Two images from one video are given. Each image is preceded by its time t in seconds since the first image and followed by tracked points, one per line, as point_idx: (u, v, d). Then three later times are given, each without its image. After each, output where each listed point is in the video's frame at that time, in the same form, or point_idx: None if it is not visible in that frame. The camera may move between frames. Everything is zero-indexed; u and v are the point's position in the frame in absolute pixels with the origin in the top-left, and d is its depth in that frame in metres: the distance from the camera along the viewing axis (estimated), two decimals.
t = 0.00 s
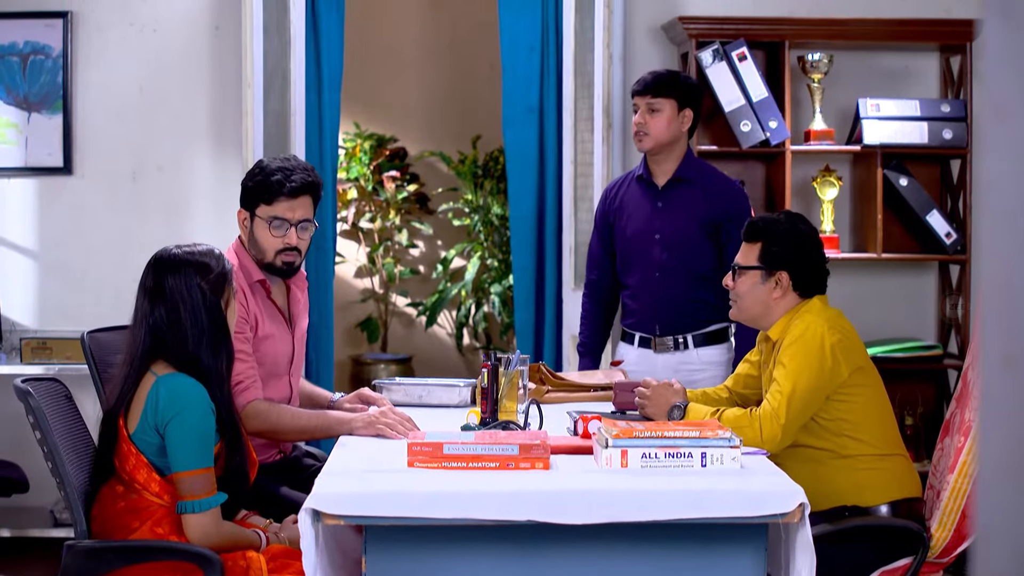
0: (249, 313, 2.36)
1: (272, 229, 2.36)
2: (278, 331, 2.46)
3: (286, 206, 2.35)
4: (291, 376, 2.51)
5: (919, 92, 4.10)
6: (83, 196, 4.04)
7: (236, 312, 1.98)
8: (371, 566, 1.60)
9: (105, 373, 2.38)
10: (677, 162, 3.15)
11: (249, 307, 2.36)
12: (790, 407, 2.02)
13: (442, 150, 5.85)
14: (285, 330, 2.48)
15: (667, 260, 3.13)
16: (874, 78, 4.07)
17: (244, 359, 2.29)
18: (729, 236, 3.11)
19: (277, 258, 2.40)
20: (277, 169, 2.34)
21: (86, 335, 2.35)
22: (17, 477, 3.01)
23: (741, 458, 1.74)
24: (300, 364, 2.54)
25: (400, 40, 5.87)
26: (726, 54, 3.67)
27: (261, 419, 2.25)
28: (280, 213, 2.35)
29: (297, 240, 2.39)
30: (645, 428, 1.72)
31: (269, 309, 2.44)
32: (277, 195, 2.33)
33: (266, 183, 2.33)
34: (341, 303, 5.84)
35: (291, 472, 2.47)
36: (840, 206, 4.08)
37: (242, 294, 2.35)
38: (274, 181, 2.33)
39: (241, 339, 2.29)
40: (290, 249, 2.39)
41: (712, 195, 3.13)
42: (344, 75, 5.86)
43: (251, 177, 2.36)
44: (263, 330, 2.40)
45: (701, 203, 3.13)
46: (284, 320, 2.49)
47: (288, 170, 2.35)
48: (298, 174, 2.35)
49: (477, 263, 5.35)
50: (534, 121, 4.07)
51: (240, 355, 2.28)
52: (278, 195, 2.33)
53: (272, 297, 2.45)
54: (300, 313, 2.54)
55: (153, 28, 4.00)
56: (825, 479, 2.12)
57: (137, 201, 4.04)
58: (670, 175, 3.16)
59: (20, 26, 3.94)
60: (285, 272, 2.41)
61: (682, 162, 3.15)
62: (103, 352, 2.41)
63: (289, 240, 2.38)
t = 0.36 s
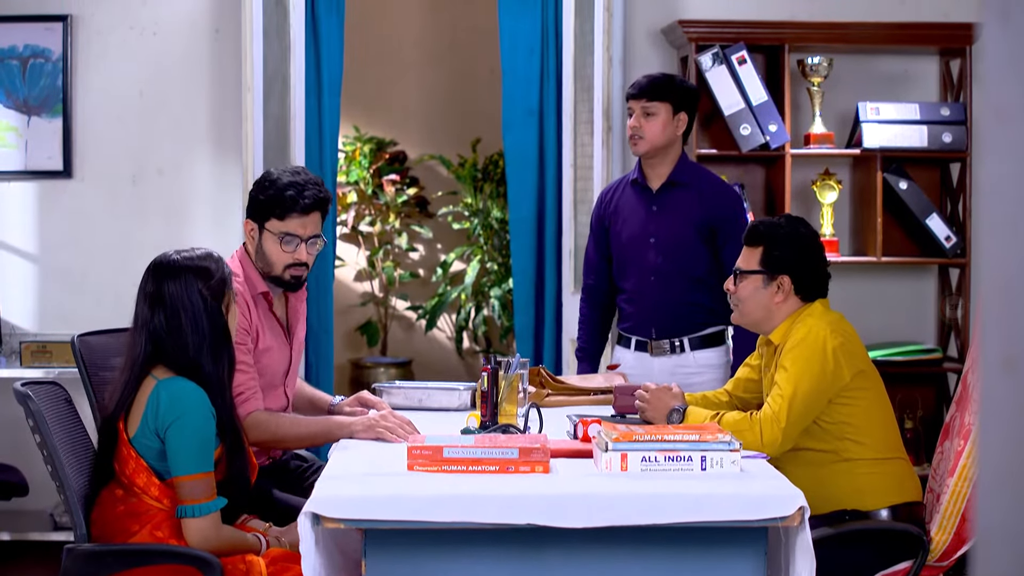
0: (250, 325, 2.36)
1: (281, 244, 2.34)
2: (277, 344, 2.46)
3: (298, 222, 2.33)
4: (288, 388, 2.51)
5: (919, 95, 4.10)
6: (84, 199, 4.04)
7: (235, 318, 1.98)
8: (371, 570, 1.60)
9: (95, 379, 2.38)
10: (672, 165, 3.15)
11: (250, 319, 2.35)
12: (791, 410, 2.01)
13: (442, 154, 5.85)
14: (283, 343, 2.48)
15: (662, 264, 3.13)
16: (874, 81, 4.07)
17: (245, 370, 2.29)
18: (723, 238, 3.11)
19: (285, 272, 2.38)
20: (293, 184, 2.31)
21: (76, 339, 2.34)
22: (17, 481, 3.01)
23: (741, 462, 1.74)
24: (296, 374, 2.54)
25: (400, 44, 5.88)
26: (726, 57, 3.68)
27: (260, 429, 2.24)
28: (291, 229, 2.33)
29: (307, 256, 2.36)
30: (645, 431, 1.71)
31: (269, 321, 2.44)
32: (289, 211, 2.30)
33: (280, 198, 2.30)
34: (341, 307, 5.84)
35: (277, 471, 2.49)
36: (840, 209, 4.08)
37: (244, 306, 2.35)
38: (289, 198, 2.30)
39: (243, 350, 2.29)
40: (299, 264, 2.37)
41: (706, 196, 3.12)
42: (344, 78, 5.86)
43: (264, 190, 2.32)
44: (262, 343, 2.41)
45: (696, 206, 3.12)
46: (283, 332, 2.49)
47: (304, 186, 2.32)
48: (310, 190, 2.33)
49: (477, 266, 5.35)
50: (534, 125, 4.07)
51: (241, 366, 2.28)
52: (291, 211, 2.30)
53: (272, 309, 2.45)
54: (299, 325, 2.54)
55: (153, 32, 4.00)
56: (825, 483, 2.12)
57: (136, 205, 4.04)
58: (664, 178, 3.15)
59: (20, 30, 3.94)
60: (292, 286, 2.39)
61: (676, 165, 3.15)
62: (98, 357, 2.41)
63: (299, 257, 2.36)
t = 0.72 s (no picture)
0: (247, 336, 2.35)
1: (293, 265, 2.31)
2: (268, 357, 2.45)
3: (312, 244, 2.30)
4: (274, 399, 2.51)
5: (918, 99, 4.10)
6: (83, 203, 4.05)
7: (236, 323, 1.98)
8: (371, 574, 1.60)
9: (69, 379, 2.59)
10: (668, 170, 3.15)
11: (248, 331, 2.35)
12: (791, 414, 2.01)
13: (442, 158, 5.86)
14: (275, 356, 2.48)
15: (660, 267, 3.13)
16: (874, 85, 4.07)
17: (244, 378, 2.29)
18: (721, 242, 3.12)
19: (291, 291, 2.36)
20: (313, 207, 2.28)
21: (53, 341, 2.57)
22: (17, 484, 3.01)
23: (740, 466, 1.74)
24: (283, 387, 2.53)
25: (400, 48, 5.89)
26: (726, 61, 3.68)
27: (261, 434, 2.24)
28: (305, 252, 2.30)
29: (315, 279, 2.34)
30: (645, 435, 1.71)
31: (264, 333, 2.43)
32: (307, 233, 2.27)
33: (299, 220, 2.26)
34: (341, 310, 5.84)
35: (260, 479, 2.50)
36: (839, 213, 4.08)
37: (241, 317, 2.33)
38: (308, 220, 2.27)
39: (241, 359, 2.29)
40: (306, 285, 2.35)
41: (704, 198, 3.13)
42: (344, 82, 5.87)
43: (282, 209, 2.28)
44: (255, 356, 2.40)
45: (693, 209, 3.13)
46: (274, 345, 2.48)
47: (323, 210, 2.29)
48: (328, 214, 2.30)
49: (476, 270, 5.35)
50: (534, 129, 4.05)
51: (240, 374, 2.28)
52: (309, 234, 2.27)
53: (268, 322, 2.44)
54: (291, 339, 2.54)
55: (153, 36, 4.00)
56: (825, 487, 2.12)
57: (136, 208, 4.04)
58: (660, 183, 3.15)
59: (20, 34, 3.95)
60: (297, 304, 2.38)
61: (672, 169, 3.15)
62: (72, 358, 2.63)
63: (308, 278, 2.33)
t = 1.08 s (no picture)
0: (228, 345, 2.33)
1: (257, 278, 2.29)
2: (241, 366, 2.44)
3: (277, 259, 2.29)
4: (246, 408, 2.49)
5: (918, 104, 4.11)
6: (83, 208, 4.05)
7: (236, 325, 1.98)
8: None
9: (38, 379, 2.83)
10: (656, 173, 3.16)
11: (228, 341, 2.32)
12: (791, 419, 2.01)
13: (442, 162, 5.86)
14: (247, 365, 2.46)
15: (650, 271, 3.13)
16: (874, 89, 4.08)
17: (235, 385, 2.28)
18: (711, 245, 3.12)
19: (254, 302, 2.34)
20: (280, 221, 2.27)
21: (21, 346, 2.82)
22: (17, 489, 3.00)
23: (741, 470, 1.74)
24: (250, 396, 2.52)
25: (399, 53, 5.89)
26: (726, 66, 3.69)
27: (258, 432, 2.25)
28: (271, 267, 2.29)
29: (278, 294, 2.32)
30: (645, 440, 1.71)
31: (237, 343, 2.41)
32: (272, 250, 2.26)
33: (266, 234, 2.26)
34: (341, 315, 5.84)
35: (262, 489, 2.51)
36: (839, 218, 4.08)
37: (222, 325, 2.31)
38: (275, 236, 2.26)
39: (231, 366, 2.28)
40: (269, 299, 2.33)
41: (693, 203, 3.13)
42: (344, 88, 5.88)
43: (251, 222, 2.26)
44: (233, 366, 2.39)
45: (682, 214, 3.13)
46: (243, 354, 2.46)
47: (289, 224, 2.29)
48: (294, 231, 2.29)
49: (476, 275, 5.35)
50: (534, 133, 4.07)
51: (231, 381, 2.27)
52: (274, 250, 2.27)
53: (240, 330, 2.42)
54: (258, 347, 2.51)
55: (153, 40, 4.01)
56: (825, 492, 2.11)
57: (135, 213, 4.04)
58: (649, 187, 3.16)
59: (20, 38, 3.96)
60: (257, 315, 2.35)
61: (661, 173, 3.16)
62: (40, 361, 2.87)
63: (271, 291, 2.31)
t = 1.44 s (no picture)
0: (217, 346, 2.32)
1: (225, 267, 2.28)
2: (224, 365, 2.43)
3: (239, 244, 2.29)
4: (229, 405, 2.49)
5: (918, 106, 4.11)
6: (83, 209, 4.05)
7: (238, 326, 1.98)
8: None
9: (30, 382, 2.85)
10: (655, 172, 3.15)
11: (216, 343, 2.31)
12: (792, 421, 2.01)
13: (443, 164, 5.86)
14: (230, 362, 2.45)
15: (646, 271, 3.13)
16: (874, 91, 4.08)
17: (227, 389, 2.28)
18: (710, 244, 3.12)
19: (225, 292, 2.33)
20: (237, 205, 2.26)
21: (14, 347, 2.83)
22: (17, 491, 3.00)
23: (741, 472, 1.73)
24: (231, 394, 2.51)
25: (400, 55, 5.90)
26: (727, 68, 3.69)
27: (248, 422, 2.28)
28: (236, 253, 2.28)
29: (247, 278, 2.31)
30: (646, 442, 1.71)
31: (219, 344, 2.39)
32: (234, 236, 2.26)
33: (227, 221, 2.24)
34: (342, 317, 5.85)
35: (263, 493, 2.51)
36: (840, 219, 4.08)
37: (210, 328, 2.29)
38: (235, 219, 2.25)
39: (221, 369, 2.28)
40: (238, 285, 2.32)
41: (692, 202, 3.13)
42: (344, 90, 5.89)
43: (207, 212, 2.24)
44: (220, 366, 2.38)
45: (681, 212, 3.13)
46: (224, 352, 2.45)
47: (245, 206, 2.27)
48: (250, 212, 2.28)
49: (477, 277, 5.35)
50: (534, 135, 4.07)
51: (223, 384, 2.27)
52: (235, 236, 2.26)
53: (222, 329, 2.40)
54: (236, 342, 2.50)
55: (154, 42, 4.00)
56: (826, 494, 2.11)
57: (135, 214, 4.04)
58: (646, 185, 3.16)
59: (21, 40, 3.97)
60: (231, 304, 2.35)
61: (659, 172, 3.15)
62: (32, 362, 2.88)
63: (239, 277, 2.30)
